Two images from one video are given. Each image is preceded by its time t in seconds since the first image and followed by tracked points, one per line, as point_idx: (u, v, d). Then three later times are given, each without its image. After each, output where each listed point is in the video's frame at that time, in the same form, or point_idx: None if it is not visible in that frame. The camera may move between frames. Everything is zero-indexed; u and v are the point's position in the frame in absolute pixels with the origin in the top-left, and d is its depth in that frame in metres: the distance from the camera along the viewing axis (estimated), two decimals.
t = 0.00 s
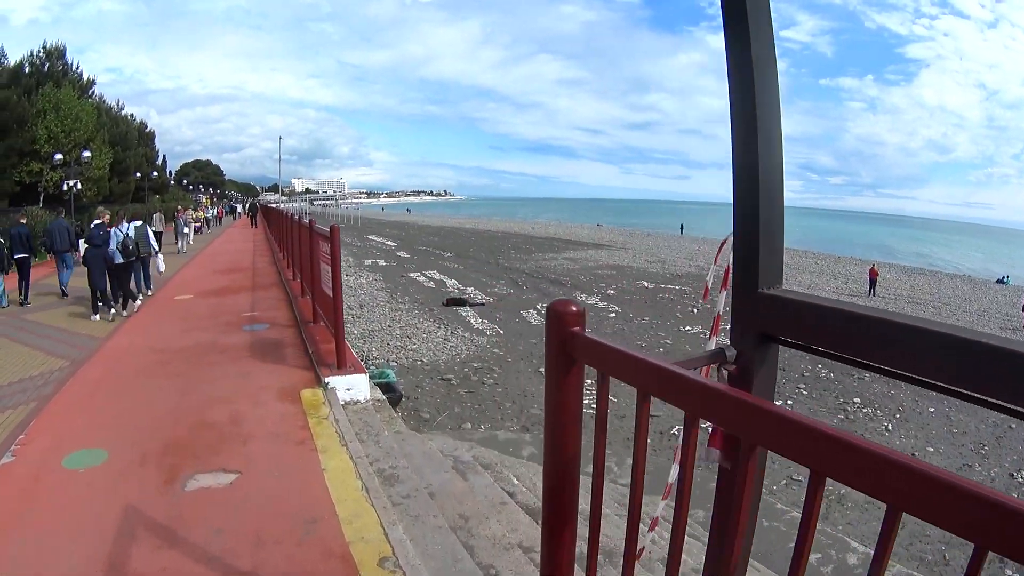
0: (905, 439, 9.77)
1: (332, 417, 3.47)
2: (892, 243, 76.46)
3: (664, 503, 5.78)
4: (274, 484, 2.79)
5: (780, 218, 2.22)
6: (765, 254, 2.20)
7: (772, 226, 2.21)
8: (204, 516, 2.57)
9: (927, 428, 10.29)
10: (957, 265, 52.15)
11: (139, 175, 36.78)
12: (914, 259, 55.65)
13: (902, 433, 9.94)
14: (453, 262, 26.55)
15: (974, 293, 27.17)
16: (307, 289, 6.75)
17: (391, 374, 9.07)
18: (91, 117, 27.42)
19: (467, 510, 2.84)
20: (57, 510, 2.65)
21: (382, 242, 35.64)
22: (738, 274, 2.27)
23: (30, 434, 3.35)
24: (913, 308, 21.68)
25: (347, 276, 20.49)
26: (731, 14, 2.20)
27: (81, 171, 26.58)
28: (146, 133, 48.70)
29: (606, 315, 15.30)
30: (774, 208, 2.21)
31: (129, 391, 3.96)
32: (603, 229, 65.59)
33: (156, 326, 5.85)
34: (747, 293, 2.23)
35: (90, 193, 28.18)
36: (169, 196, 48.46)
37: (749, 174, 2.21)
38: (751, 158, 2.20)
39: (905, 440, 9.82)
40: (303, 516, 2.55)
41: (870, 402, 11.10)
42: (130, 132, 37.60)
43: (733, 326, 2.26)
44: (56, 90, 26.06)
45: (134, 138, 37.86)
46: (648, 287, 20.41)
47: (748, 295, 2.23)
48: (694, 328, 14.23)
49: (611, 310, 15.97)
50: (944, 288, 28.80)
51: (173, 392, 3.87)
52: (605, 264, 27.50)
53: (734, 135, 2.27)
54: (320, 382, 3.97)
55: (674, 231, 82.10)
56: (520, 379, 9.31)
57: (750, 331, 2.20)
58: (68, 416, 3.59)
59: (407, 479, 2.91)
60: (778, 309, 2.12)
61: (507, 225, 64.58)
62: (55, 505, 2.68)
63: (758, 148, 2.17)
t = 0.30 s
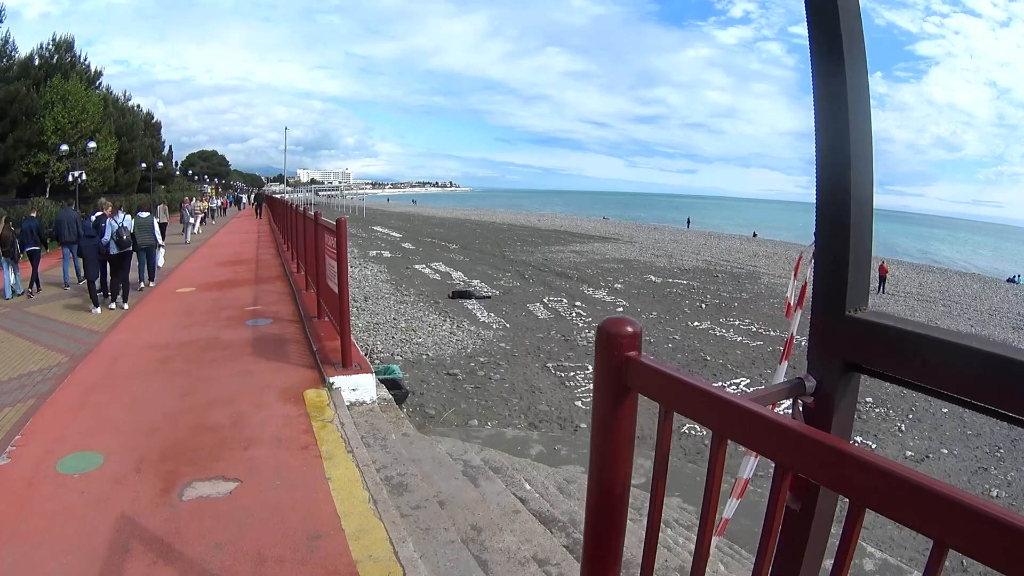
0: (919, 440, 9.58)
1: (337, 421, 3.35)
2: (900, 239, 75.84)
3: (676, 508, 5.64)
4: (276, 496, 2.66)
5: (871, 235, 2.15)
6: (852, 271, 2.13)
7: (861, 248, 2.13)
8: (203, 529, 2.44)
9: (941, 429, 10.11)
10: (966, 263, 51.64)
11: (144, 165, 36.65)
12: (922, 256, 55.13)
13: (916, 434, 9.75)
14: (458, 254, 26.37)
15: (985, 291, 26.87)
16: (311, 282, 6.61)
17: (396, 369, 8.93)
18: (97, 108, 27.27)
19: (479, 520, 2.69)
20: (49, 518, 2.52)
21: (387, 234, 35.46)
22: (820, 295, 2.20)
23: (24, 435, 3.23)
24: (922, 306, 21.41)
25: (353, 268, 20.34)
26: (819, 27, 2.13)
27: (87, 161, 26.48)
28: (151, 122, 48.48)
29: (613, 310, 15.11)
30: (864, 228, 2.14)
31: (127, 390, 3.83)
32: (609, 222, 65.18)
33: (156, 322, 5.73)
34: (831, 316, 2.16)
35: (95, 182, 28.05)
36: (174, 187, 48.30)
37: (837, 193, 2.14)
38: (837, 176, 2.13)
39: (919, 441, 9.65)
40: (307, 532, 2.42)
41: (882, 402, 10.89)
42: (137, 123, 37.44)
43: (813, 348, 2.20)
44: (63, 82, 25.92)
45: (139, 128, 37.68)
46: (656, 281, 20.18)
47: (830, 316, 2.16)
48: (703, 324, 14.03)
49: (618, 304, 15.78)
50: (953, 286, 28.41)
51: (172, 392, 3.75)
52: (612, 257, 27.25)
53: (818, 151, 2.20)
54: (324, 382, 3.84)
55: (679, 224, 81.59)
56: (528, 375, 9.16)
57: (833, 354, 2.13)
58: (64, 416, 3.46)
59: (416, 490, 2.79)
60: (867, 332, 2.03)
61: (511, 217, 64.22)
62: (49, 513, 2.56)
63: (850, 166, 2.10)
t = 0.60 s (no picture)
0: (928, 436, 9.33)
1: (334, 429, 3.21)
2: (901, 232, 75.61)
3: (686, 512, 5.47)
4: (270, 513, 2.50)
5: (977, 243, 1.88)
6: (960, 282, 1.87)
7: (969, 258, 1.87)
8: (190, 550, 2.27)
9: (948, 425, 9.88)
10: (968, 255, 51.38)
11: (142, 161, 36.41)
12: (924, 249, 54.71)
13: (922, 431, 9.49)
14: (459, 249, 26.16)
15: (989, 284, 26.61)
16: (308, 280, 6.45)
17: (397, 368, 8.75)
18: (92, 104, 27.03)
19: (486, 536, 2.52)
20: (24, 536, 2.34)
21: (387, 229, 35.24)
22: (916, 312, 1.96)
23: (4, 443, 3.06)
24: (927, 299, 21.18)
25: (352, 264, 20.16)
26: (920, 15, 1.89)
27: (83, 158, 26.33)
28: (148, 119, 48.27)
29: (617, 305, 14.93)
30: (971, 236, 1.89)
31: (114, 394, 3.66)
32: (609, 215, 64.93)
33: (147, 321, 5.56)
34: (933, 333, 1.91)
35: (91, 179, 27.84)
36: (173, 183, 48.17)
37: (941, 195, 1.88)
38: (941, 184, 1.88)
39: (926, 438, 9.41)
40: (302, 553, 2.26)
41: (890, 397, 10.65)
42: (133, 118, 37.19)
43: (909, 372, 1.97)
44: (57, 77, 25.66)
45: (136, 124, 37.48)
46: (658, 275, 19.98)
47: (931, 339, 1.92)
48: (707, 319, 13.85)
49: (621, 299, 15.62)
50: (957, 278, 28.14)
51: (162, 396, 3.59)
52: (613, 252, 27.02)
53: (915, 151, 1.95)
54: (321, 386, 3.69)
55: (680, 217, 81.33)
56: (531, 372, 8.99)
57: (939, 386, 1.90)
58: (48, 422, 3.30)
59: (419, 503, 2.65)
60: (976, 355, 1.80)
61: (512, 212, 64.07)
62: (26, 529, 2.39)
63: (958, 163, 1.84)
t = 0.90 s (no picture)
0: (940, 440, 8.96)
1: (338, 450, 3.15)
2: (910, 230, 74.91)
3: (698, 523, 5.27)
4: (268, 544, 2.42)
5: None
6: None
7: None
8: None
9: (961, 428, 9.46)
10: (978, 254, 50.73)
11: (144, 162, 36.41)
12: (934, 248, 53.95)
13: (935, 435, 9.07)
14: (464, 250, 25.95)
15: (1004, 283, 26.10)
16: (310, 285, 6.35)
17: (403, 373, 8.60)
18: (93, 104, 27.01)
19: (502, 565, 2.36)
20: (10, 568, 2.28)
21: (392, 230, 35.06)
22: None
23: None
24: (941, 298, 20.77)
25: (357, 265, 20.03)
26: None
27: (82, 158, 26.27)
28: (151, 119, 48.34)
29: (624, 306, 14.76)
30: None
31: (108, 417, 3.62)
32: (615, 215, 64.58)
33: (145, 332, 5.52)
34: None
35: (93, 180, 27.83)
36: (177, 184, 48.18)
37: None
38: None
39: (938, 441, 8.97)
40: None
41: (904, 400, 10.34)
42: (135, 119, 37.20)
43: None
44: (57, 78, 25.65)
45: (138, 125, 37.47)
46: (665, 276, 19.76)
47: None
48: (716, 321, 13.64)
49: (629, 301, 15.42)
50: (968, 277, 27.65)
51: (156, 420, 3.54)
52: (620, 252, 26.77)
53: None
54: (324, 403, 3.64)
55: (686, 216, 80.90)
56: (539, 377, 8.84)
57: None
58: (40, 446, 3.26)
59: (428, 528, 2.55)
60: None
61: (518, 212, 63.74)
62: (12, 561, 2.33)
63: None
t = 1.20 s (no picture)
0: (957, 449, 8.68)
1: (342, 467, 3.01)
2: (919, 235, 74.31)
3: (711, 535, 5.08)
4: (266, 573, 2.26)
5: None
6: None
7: None
8: None
9: (976, 436, 9.21)
10: (989, 258, 50.16)
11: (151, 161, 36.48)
12: (943, 252, 53.48)
13: (953, 443, 8.83)
14: (470, 251, 25.78)
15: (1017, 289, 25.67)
16: (314, 287, 6.21)
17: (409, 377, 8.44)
18: (99, 103, 27.08)
19: None
20: None
21: (398, 230, 34.91)
22: None
23: None
24: (954, 303, 20.41)
25: (363, 266, 19.90)
26: None
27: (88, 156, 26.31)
28: (158, 118, 48.52)
29: (633, 310, 14.57)
30: None
31: (103, 425, 3.52)
32: (621, 218, 64.34)
33: (145, 333, 5.41)
34: None
35: (99, 179, 27.87)
36: (184, 184, 48.29)
37: None
38: None
39: (955, 448, 8.75)
40: None
41: (919, 408, 10.07)
42: (141, 118, 37.34)
43: None
44: (63, 76, 25.73)
45: (145, 124, 37.59)
46: (673, 279, 19.54)
47: None
48: (726, 325, 13.44)
49: (638, 305, 15.23)
50: (980, 282, 27.25)
51: (151, 430, 3.43)
52: (627, 255, 26.56)
53: None
54: (328, 415, 3.51)
55: (693, 219, 80.56)
56: (548, 382, 8.68)
57: None
58: (31, 456, 3.16)
59: (442, 554, 2.38)
60: None
61: (524, 214, 63.67)
62: None
63: None
